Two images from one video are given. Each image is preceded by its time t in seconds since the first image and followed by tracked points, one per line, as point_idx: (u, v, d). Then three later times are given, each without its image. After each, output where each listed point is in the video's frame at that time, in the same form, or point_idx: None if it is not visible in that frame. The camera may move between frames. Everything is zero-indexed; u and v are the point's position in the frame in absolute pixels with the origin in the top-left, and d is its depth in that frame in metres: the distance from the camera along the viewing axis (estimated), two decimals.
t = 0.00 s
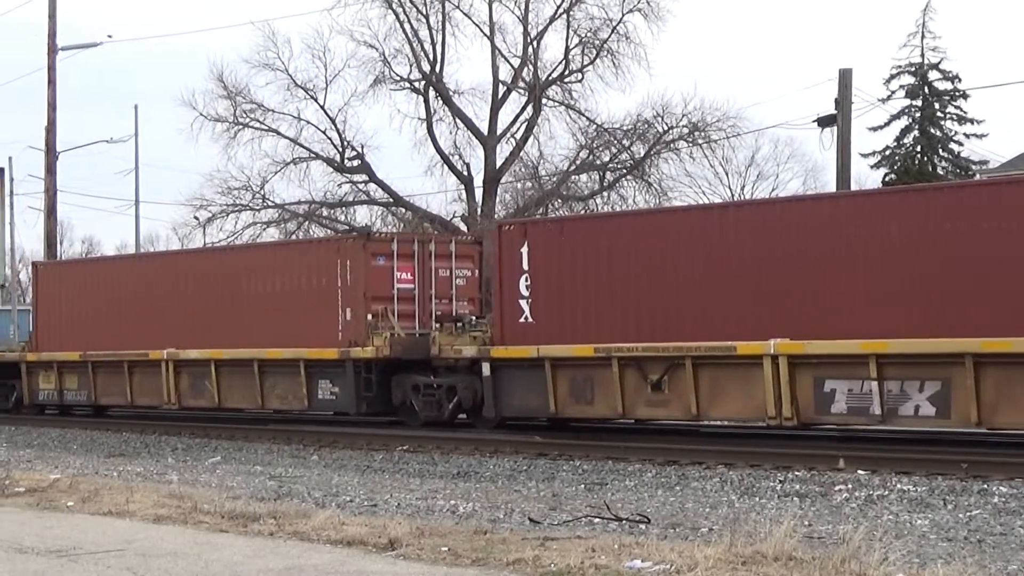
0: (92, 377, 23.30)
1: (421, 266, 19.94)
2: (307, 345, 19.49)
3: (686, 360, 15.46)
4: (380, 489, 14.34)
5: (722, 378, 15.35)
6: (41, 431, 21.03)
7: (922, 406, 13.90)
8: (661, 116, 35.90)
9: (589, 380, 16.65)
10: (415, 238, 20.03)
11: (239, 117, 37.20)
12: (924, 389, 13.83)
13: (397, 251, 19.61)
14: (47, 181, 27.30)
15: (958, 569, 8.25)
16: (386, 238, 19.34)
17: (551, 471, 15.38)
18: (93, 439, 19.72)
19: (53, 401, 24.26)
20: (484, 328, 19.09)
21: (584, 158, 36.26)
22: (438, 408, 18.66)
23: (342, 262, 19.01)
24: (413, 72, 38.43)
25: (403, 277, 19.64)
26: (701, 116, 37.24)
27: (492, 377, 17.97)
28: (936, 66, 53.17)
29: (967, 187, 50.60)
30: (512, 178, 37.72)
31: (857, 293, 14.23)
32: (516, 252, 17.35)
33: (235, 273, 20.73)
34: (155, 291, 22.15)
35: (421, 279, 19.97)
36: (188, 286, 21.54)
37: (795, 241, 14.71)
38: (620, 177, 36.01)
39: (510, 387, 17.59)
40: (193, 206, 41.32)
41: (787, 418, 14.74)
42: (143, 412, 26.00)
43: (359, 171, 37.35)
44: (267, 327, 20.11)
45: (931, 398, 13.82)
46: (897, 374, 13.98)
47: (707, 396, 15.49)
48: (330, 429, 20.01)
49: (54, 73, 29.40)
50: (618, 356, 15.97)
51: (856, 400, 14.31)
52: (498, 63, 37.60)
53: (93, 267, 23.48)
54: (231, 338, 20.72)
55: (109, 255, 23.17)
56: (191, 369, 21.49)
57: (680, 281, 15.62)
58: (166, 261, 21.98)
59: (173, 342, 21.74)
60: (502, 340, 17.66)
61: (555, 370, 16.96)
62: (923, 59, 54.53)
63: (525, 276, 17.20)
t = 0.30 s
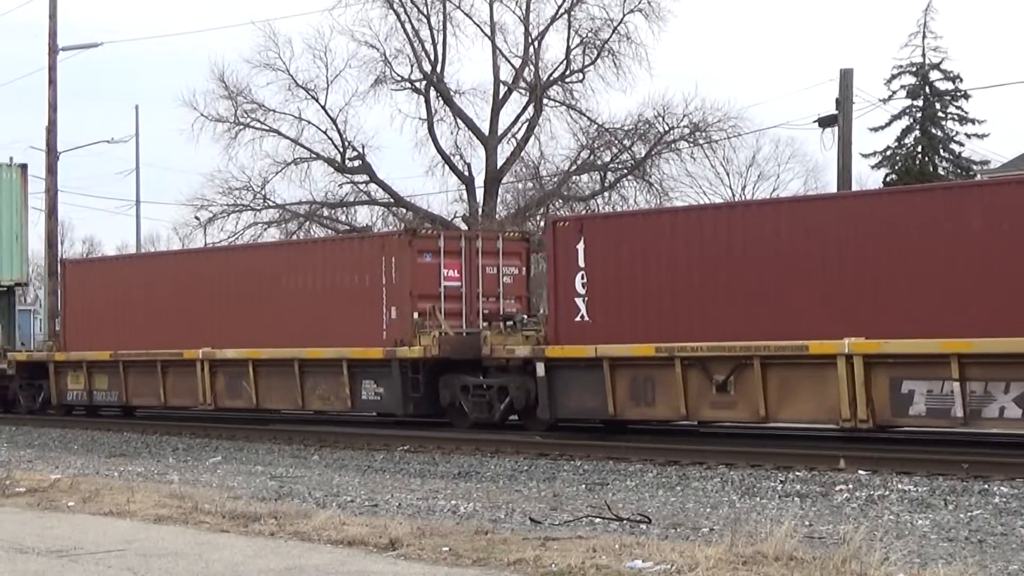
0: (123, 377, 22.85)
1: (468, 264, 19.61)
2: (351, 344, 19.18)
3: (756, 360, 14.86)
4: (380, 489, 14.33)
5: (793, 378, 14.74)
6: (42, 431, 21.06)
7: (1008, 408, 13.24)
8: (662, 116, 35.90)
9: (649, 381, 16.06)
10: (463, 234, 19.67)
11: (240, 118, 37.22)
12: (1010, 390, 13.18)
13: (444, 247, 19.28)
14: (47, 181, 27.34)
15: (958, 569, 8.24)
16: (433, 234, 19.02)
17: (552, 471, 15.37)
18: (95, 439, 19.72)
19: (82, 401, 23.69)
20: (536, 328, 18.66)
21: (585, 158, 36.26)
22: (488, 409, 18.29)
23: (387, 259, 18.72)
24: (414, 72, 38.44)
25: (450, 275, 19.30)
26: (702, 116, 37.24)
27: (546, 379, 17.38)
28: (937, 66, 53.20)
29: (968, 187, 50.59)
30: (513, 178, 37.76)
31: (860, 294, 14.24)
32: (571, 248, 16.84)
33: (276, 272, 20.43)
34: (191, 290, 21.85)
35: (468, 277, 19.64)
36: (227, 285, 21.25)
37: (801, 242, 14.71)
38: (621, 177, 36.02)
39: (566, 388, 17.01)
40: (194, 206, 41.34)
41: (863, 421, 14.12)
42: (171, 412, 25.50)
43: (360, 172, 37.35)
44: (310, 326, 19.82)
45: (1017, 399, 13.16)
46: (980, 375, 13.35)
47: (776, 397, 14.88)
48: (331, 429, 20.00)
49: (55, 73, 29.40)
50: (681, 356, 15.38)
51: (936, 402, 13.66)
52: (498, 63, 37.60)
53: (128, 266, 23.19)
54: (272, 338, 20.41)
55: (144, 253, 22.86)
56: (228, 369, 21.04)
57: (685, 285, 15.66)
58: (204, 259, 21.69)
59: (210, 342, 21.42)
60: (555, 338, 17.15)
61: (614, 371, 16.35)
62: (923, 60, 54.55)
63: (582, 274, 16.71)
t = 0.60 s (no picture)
0: (155, 377, 22.52)
1: (516, 260, 19.21)
2: (394, 344, 18.90)
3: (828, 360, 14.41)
4: (380, 489, 14.35)
5: (867, 378, 14.28)
6: (41, 431, 21.08)
7: None
8: (661, 117, 35.90)
9: (712, 381, 15.63)
10: (511, 230, 19.28)
11: (239, 118, 37.21)
12: None
13: (492, 244, 18.92)
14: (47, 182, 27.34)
15: (957, 569, 8.24)
16: (481, 230, 18.67)
17: (551, 472, 15.36)
18: (94, 439, 19.70)
19: (111, 403, 23.38)
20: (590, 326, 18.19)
21: (584, 158, 36.26)
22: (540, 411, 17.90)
23: (433, 255, 18.46)
24: (413, 72, 38.44)
25: (497, 273, 18.97)
26: (702, 116, 37.26)
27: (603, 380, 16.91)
28: (937, 66, 53.22)
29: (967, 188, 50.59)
30: (512, 178, 37.82)
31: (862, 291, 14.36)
32: (630, 243, 16.42)
33: (315, 270, 20.14)
34: (225, 288, 21.54)
35: (516, 274, 19.24)
36: (262, 282, 20.92)
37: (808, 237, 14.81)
38: (620, 177, 36.04)
39: (624, 389, 16.57)
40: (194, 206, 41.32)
41: (942, 424, 13.66)
42: (199, 413, 25.15)
43: (360, 172, 37.35)
44: (351, 325, 19.52)
45: None
46: None
47: (848, 399, 14.42)
48: (330, 429, 20.00)
49: (55, 73, 29.38)
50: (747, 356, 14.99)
51: (1021, 405, 13.19)
52: (498, 63, 37.60)
53: (157, 262, 22.81)
54: (310, 337, 20.10)
55: (174, 249, 22.51)
56: (263, 370, 20.76)
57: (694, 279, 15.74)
58: (239, 256, 21.37)
59: (245, 341, 21.11)
60: (612, 337, 16.72)
61: (675, 370, 15.90)
62: (923, 60, 54.56)
63: (639, 271, 16.30)
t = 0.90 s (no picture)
0: (189, 377, 21.81)
1: (568, 258, 18.63)
2: (441, 343, 18.34)
3: (906, 359, 13.84)
4: (379, 489, 14.34)
5: (946, 379, 13.73)
6: (40, 431, 21.07)
7: None
8: (661, 117, 35.89)
9: (782, 382, 15.04)
10: (563, 226, 18.71)
11: (239, 118, 37.19)
12: None
13: (543, 241, 18.37)
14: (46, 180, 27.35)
15: (956, 570, 8.23)
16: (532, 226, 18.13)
17: (550, 472, 15.35)
18: (93, 440, 19.68)
19: (142, 403, 22.66)
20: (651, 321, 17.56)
21: (584, 158, 36.27)
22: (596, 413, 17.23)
23: (482, 252, 17.91)
24: (413, 72, 38.43)
25: (548, 270, 18.39)
26: (702, 116, 37.26)
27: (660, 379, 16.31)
28: (936, 66, 53.25)
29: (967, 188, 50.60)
30: (512, 178, 37.86)
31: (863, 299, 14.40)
32: (692, 240, 15.87)
33: (355, 267, 19.55)
34: (260, 286, 20.93)
35: (567, 271, 18.65)
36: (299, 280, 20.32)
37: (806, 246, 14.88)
38: (620, 177, 36.05)
39: (684, 389, 15.98)
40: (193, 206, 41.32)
41: None
42: (227, 415, 24.50)
43: (360, 172, 37.34)
44: (395, 323, 18.94)
45: None
46: None
47: (928, 400, 13.85)
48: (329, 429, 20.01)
49: (54, 73, 29.38)
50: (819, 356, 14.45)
51: None
52: (498, 64, 37.61)
53: (189, 260, 22.24)
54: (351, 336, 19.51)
55: (206, 246, 21.92)
56: (303, 369, 20.10)
57: (717, 286, 15.63)
58: (274, 254, 20.77)
59: (281, 340, 20.49)
60: (674, 336, 16.07)
61: (741, 370, 15.33)
62: (923, 60, 54.57)
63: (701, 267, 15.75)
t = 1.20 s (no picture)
0: (225, 378, 21.26)
1: (623, 255, 17.95)
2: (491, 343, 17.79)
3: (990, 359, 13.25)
4: (379, 489, 14.34)
5: None
6: (41, 431, 21.08)
7: None
8: (661, 116, 35.88)
9: (858, 383, 14.39)
10: (618, 222, 18.02)
11: (239, 117, 37.17)
12: None
13: (599, 237, 17.65)
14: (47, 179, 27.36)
15: (956, 569, 8.22)
16: (588, 222, 17.38)
17: (551, 472, 15.33)
18: (93, 440, 19.66)
19: (175, 404, 22.07)
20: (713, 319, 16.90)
21: (584, 158, 36.26)
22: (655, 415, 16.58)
23: (536, 249, 17.28)
24: (413, 72, 38.39)
25: (603, 267, 17.68)
26: (702, 116, 37.24)
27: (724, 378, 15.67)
28: (937, 66, 53.24)
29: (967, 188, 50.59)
30: (512, 178, 37.85)
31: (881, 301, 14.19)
32: (759, 235, 15.22)
33: (404, 265, 18.95)
34: (298, 285, 20.38)
35: (622, 269, 17.96)
36: (341, 278, 19.76)
37: (828, 250, 14.64)
38: (620, 177, 36.03)
39: (752, 390, 15.33)
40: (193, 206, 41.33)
41: None
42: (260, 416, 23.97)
43: (360, 172, 37.33)
44: (443, 323, 18.41)
45: None
46: None
47: (1014, 403, 13.24)
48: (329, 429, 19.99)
49: (54, 72, 29.39)
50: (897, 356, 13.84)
51: None
52: (498, 64, 37.59)
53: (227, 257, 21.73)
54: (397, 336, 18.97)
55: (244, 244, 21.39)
56: (344, 369, 19.53)
57: (786, 283, 14.97)
58: (314, 251, 20.18)
59: (323, 340, 19.95)
60: (739, 334, 15.45)
61: (812, 371, 14.70)
62: (923, 60, 54.57)
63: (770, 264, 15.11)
